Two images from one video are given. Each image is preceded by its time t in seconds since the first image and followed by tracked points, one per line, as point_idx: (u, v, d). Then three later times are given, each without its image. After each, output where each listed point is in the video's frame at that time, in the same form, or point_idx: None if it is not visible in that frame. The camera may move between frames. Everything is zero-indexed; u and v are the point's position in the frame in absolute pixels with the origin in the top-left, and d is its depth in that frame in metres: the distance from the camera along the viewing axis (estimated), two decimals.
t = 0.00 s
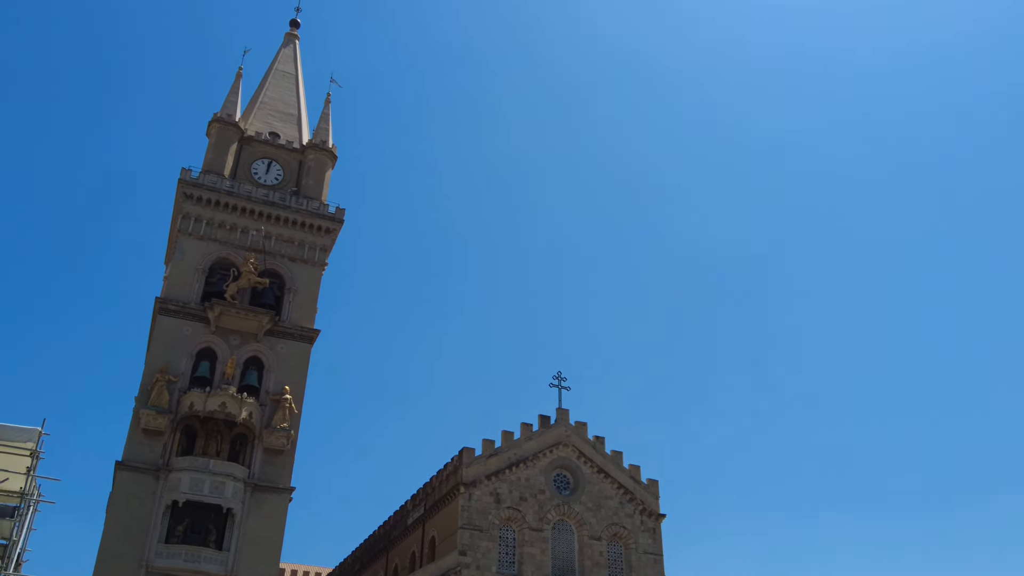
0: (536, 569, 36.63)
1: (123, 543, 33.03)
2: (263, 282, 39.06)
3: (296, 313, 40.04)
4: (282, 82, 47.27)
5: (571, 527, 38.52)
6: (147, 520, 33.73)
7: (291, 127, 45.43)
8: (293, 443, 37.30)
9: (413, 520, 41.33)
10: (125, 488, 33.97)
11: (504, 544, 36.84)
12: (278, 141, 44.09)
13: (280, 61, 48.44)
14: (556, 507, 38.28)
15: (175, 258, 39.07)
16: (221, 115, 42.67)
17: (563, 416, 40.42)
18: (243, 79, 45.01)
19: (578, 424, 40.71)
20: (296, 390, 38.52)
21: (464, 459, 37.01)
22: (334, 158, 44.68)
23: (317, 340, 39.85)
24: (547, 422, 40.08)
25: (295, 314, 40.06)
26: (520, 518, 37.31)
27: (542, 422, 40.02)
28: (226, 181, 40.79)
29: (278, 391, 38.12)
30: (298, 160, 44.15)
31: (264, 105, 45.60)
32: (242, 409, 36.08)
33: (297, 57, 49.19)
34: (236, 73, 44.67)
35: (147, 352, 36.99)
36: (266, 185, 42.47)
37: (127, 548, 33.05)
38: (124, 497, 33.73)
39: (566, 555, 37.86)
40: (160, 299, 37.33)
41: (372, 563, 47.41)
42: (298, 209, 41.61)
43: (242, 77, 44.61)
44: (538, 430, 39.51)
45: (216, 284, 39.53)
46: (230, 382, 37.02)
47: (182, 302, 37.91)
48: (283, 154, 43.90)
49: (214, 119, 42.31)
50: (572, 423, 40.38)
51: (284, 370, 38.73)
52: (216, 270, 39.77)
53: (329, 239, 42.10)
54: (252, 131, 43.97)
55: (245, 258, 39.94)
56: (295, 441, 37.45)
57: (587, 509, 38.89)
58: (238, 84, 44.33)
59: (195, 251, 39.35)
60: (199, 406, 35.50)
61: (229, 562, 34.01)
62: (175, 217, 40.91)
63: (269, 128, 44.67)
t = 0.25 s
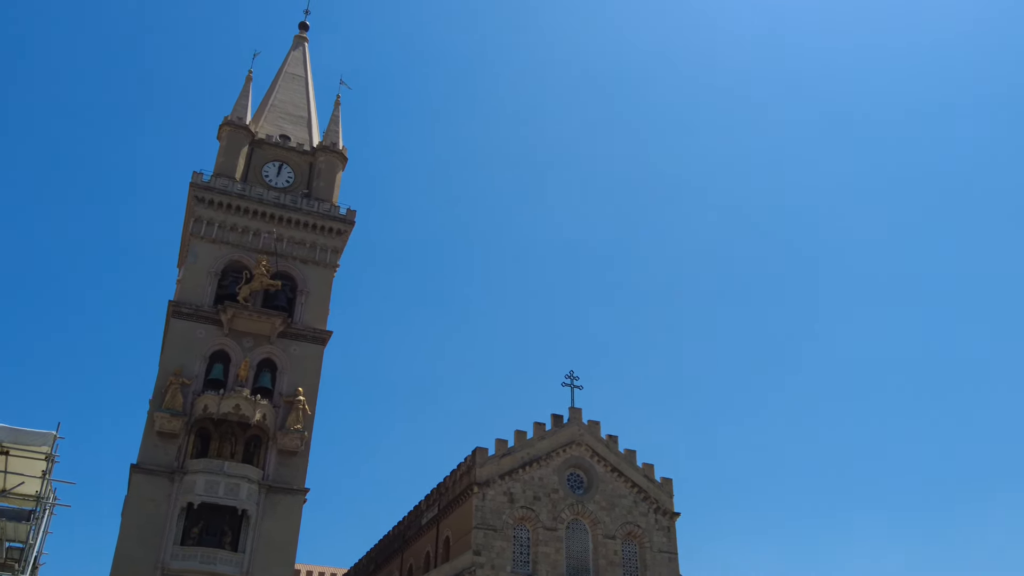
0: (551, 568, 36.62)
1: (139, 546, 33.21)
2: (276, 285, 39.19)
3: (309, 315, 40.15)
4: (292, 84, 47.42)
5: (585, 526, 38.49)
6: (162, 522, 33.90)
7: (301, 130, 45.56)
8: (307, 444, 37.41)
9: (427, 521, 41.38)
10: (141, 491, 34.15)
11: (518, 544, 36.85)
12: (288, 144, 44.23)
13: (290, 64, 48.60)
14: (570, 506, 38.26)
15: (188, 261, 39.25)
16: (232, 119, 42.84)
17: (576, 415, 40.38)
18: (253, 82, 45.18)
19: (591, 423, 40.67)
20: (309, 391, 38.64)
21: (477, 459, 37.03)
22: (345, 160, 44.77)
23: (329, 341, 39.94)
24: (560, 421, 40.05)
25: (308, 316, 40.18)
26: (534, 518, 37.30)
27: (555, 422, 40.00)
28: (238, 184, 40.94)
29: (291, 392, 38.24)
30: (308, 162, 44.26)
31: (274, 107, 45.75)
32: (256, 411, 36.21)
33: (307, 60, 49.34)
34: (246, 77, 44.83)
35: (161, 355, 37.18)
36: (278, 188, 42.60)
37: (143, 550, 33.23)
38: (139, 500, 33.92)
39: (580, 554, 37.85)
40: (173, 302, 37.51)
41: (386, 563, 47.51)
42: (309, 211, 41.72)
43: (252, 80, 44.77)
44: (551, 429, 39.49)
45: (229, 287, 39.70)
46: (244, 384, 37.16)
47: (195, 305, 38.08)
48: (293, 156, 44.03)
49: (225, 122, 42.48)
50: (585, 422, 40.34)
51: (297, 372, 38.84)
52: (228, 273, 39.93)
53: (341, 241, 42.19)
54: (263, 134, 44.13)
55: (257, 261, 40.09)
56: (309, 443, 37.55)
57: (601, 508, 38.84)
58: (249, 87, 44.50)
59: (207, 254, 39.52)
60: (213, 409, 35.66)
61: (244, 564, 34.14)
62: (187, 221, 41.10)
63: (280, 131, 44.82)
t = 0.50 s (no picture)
0: (574, 567, 36.58)
1: (164, 550, 33.47)
2: (294, 289, 39.39)
3: (328, 318, 40.32)
4: (307, 89, 47.65)
5: (607, 525, 38.41)
6: (186, 527, 34.13)
7: (317, 134, 45.77)
8: (328, 447, 37.57)
9: (449, 521, 41.44)
10: (164, 496, 34.41)
11: (541, 544, 36.83)
12: (304, 148, 44.44)
13: (304, 69, 48.84)
14: (591, 505, 38.20)
15: (207, 267, 39.52)
16: (248, 124, 43.10)
17: (596, 414, 40.32)
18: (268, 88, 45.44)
19: (611, 421, 40.59)
20: (330, 394, 38.80)
21: (498, 459, 37.06)
22: (360, 164, 44.94)
23: (348, 344, 40.09)
24: (580, 420, 40.01)
25: (327, 319, 40.35)
26: (555, 517, 37.28)
27: (575, 421, 39.95)
28: (255, 190, 41.17)
29: (311, 396, 38.42)
30: (324, 166, 44.45)
31: (290, 112, 45.99)
32: (278, 414, 36.40)
33: (321, 64, 49.56)
34: (262, 82, 45.10)
35: (183, 361, 37.45)
36: (295, 192, 42.82)
37: (168, 555, 33.48)
38: (163, 505, 34.18)
39: (603, 554, 37.78)
40: (193, 308, 37.78)
41: (409, 564, 47.61)
42: (326, 215, 41.90)
43: (267, 86, 45.02)
44: (571, 428, 39.46)
45: (248, 292, 39.94)
46: (265, 388, 37.36)
47: (215, 310, 38.33)
48: (310, 160, 44.23)
49: (241, 128, 42.74)
50: (605, 421, 40.27)
51: (317, 375, 39.01)
52: (247, 278, 40.17)
53: (358, 244, 42.34)
54: (279, 139, 44.37)
55: (276, 265, 40.32)
56: (330, 445, 37.72)
57: (623, 507, 38.75)
58: (264, 92, 44.76)
59: (226, 259, 39.78)
60: (234, 413, 35.89)
61: (268, 567, 34.33)
62: (206, 227, 41.38)
63: (296, 136, 45.05)
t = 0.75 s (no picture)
0: (595, 568, 36.52)
1: (186, 555, 33.71)
2: (312, 293, 39.58)
3: (345, 322, 40.48)
4: (322, 94, 47.88)
5: (627, 526, 38.32)
6: (208, 531, 34.36)
7: (332, 139, 45.98)
8: (348, 450, 37.70)
9: (469, 523, 41.48)
10: (186, 500, 34.65)
11: (561, 545, 36.79)
12: (320, 153, 44.66)
13: (319, 74, 49.08)
14: (611, 505, 38.12)
15: (226, 273, 39.78)
16: (264, 130, 43.36)
17: (615, 414, 40.25)
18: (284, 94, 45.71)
19: (630, 422, 40.51)
20: (348, 397, 38.95)
21: (517, 461, 37.07)
22: (376, 167, 45.10)
23: (366, 347, 40.22)
24: (598, 421, 39.96)
25: (344, 323, 40.50)
26: (575, 518, 37.23)
27: (594, 422, 39.90)
28: (272, 195, 41.41)
29: (330, 399, 38.57)
30: (340, 171, 44.64)
31: (305, 118, 46.23)
32: (297, 418, 36.56)
33: (336, 69, 49.79)
34: (277, 89, 45.36)
35: (203, 366, 37.71)
36: (311, 197, 43.03)
37: (190, 559, 33.71)
38: (184, 510, 34.42)
39: (624, 554, 37.69)
40: (212, 314, 38.03)
41: (430, 567, 47.66)
42: (342, 219, 42.07)
43: (282, 92, 45.28)
44: (590, 429, 39.40)
45: (266, 297, 40.15)
46: (284, 392, 37.54)
47: (234, 316, 38.57)
48: (325, 165, 44.44)
49: (257, 135, 43.00)
50: (623, 421, 40.19)
51: (336, 379, 39.16)
52: (265, 283, 40.41)
53: (374, 247, 42.48)
54: (295, 145, 44.61)
55: (293, 270, 40.53)
56: (350, 448, 37.85)
57: (643, 507, 38.65)
58: (279, 98, 45.02)
59: (244, 265, 40.03)
60: (254, 417, 36.08)
61: (289, 571, 34.47)
62: (224, 233, 41.65)
63: (311, 141, 45.27)
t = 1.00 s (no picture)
0: (616, 570, 36.42)
1: (209, 560, 33.92)
2: (331, 298, 39.75)
3: (364, 326, 40.61)
4: (338, 100, 48.11)
5: (648, 528, 38.19)
6: (230, 536, 34.56)
7: (349, 144, 46.18)
8: (368, 454, 37.81)
9: (490, 526, 41.49)
10: (208, 506, 34.87)
11: (582, 547, 36.71)
12: (337, 159, 44.87)
13: (335, 80, 49.33)
14: (632, 507, 38.00)
15: (245, 279, 40.04)
16: (281, 137, 43.62)
17: (634, 416, 40.14)
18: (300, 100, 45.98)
19: (650, 423, 40.38)
20: (368, 401, 39.07)
21: (537, 463, 37.05)
22: (392, 172, 45.25)
23: (385, 351, 40.33)
24: (618, 422, 39.86)
25: (363, 327, 40.63)
26: (596, 520, 37.14)
27: (613, 423, 39.81)
28: (290, 201, 41.64)
29: (350, 403, 38.72)
30: (357, 176, 44.82)
31: (322, 124, 46.46)
32: (318, 423, 36.72)
33: (352, 75, 50.02)
34: (294, 95, 45.64)
35: (224, 372, 37.97)
36: (329, 202, 43.23)
37: (213, 564, 33.92)
38: (207, 515, 34.64)
39: (645, 556, 37.56)
40: (233, 320, 38.29)
41: (451, 570, 47.69)
42: (360, 224, 42.23)
43: (299, 98, 45.54)
44: (609, 431, 39.30)
45: (286, 302, 40.37)
46: (305, 397, 37.72)
47: (254, 321, 38.81)
48: (343, 171, 44.64)
49: (275, 141, 43.27)
50: (643, 423, 40.06)
51: (356, 383, 39.30)
52: (285, 288, 40.63)
53: (392, 252, 42.60)
54: (312, 151, 44.85)
55: (312, 275, 40.73)
56: (370, 452, 37.96)
57: (664, 509, 38.50)
58: (296, 105, 45.29)
59: (263, 270, 40.28)
60: (275, 422, 36.26)
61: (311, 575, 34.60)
62: (243, 240, 41.93)
63: (328, 147, 45.50)
